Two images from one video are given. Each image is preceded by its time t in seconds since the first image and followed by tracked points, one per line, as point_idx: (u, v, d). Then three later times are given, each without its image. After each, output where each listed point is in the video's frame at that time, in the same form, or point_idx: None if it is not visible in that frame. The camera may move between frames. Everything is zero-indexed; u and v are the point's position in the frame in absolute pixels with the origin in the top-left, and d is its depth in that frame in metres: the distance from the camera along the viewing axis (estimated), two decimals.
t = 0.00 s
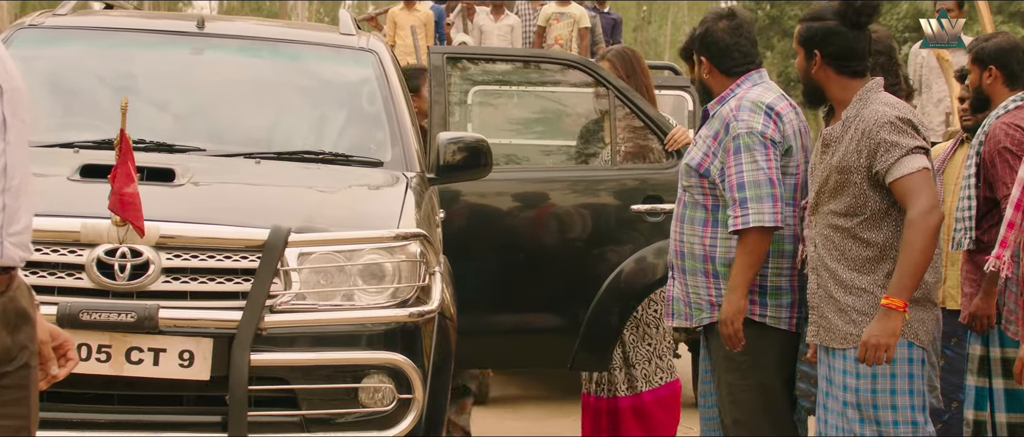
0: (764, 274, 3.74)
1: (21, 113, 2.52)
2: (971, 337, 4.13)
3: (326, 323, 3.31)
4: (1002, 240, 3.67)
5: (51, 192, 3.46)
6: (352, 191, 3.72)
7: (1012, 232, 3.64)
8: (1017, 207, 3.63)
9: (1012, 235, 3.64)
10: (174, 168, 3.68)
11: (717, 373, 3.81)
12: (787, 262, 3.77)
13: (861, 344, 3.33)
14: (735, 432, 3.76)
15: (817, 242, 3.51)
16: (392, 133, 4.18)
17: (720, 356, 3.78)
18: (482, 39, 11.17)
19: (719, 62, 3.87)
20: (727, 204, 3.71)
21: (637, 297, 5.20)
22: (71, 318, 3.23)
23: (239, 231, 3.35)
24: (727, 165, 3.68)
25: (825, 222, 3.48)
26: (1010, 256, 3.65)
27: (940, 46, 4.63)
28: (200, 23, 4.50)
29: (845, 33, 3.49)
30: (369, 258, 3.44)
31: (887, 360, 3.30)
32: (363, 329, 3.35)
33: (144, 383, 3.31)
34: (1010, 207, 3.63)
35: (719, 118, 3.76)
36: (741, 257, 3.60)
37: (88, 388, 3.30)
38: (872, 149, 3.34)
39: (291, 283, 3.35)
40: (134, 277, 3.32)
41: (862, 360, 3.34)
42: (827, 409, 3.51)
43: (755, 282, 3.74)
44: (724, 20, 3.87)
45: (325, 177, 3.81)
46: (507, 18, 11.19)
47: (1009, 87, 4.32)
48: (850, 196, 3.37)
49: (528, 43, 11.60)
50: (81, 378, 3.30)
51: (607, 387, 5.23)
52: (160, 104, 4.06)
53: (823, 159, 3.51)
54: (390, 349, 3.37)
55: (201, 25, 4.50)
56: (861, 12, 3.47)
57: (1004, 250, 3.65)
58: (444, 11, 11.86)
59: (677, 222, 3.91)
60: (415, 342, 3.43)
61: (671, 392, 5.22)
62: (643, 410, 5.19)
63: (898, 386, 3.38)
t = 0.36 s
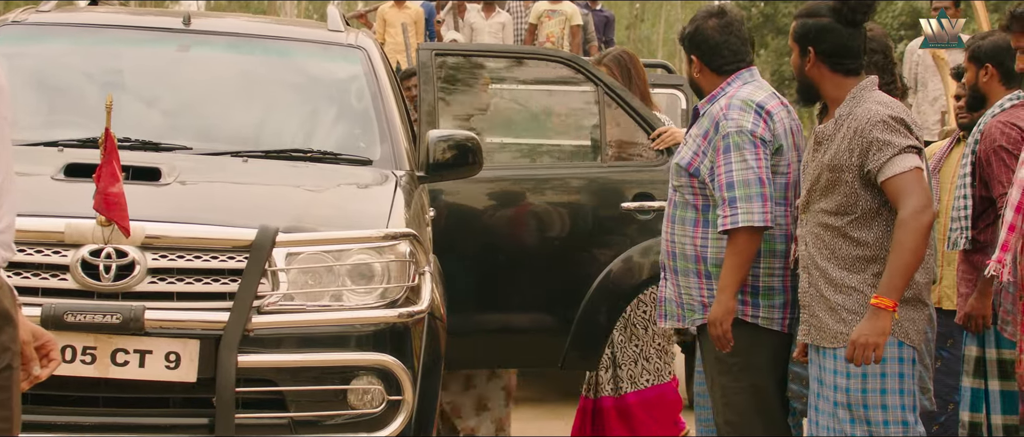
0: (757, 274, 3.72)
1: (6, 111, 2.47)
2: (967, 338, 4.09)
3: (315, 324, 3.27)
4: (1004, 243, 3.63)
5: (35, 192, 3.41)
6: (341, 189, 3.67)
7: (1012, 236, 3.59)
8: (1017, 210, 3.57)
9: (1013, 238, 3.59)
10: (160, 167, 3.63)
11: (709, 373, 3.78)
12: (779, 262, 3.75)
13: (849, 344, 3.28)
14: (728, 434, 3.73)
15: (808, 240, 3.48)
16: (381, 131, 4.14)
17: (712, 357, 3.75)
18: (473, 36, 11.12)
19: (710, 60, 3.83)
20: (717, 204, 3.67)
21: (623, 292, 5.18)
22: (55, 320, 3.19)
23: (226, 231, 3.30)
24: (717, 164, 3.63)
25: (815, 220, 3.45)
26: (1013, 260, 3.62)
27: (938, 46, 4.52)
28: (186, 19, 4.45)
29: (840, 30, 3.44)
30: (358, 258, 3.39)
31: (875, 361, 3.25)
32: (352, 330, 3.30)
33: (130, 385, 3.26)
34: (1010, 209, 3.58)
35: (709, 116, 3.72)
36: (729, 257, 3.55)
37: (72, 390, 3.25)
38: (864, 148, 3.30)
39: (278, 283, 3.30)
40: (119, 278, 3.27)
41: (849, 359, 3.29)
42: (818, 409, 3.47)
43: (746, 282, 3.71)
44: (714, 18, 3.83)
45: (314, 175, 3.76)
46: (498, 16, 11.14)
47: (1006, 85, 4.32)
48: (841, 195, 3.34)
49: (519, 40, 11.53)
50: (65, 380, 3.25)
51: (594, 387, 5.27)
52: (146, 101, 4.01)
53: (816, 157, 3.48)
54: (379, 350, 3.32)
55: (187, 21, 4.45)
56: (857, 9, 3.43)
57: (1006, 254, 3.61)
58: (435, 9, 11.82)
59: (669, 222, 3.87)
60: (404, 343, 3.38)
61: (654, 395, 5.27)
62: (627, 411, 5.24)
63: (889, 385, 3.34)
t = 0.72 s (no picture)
0: (745, 275, 3.71)
1: None
2: (955, 338, 4.09)
3: (303, 324, 3.26)
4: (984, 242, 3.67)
5: (21, 192, 3.39)
6: (329, 189, 3.66)
7: (993, 235, 3.65)
8: (998, 210, 3.64)
9: (993, 238, 3.65)
10: (147, 167, 3.61)
11: (698, 374, 3.78)
12: (767, 263, 3.73)
13: (836, 342, 3.27)
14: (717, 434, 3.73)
15: (797, 240, 3.48)
16: (370, 130, 4.12)
17: (701, 358, 3.75)
18: (462, 36, 11.11)
19: (699, 60, 3.83)
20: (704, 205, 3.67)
21: (602, 291, 5.25)
22: (42, 320, 3.17)
23: (213, 231, 3.29)
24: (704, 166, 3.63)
25: (805, 220, 3.45)
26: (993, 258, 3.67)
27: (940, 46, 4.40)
28: (173, 18, 4.44)
29: (828, 29, 3.44)
30: (346, 258, 3.38)
31: (861, 360, 3.23)
32: (341, 331, 3.29)
33: (116, 385, 3.25)
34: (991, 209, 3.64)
35: (696, 117, 3.72)
36: (715, 258, 3.54)
37: (59, 390, 3.24)
38: (851, 147, 3.29)
39: (266, 283, 3.28)
40: (106, 278, 3.26)
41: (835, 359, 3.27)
42: (806, 409, 3.47)
43: (735, 282, 3.71)
44: (703, 18, 3.82)
45: (302, 175, 3.75)
46: (486, 15, 11.13)
47: (993, 85, 4.31)
48: (829, 194, 3.34)
49: (508, 39, 11.52)
50: (52, 380, 3.23)
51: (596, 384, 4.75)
52: (133, 100, 4.00)
53: (805, 156, 3.48)
54: (367, 350, 3.31)
55: (175, 20, 4.43)
56: (846, 9, 3.43)
57: (986, 253, 3.66)
58: (423, 8, 11.81)
59: (658, 223, 3.87)
60: (393, 343, 3.37)
61: (657, 392, 4.68)
62: (624, 410, 4.68)
63: (876, 384, 3.33)
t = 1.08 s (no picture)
0: (744, 275, 3.71)
1: None
2: (953, 338, 4.08)
3: (301, 324, 3.26)
4: (967, 238, 3.55)
5: (19, 192, 3.39)
6: (327, 189, 3.66)
7: (977, 231, 3.51)
8: (983, 207, 3.48)
9: (977, 234, 3.51)
10: (144, 167, 3.61)
11: (696, 374, 3.78)
12: (766, 264, 3.73)
13: (834, 344, 3.27)
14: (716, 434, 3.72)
15: (791, 241, 3.48)
16: (368, 130, 4.12)
17: (699, 358, 3.75)
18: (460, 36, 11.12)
19: (699, 59, 3.84)
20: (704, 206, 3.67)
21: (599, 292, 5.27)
22: (40, 320, 3.17)
23: (212, 231, 3.29)
24: (703, 166, 3.63)
25: (799, 222, 3.45)
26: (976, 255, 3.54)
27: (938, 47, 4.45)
28: (171, 18, 4.44)
29: (819, 32, 3.45)
30: (344, 258, 3.38)
31: (860, 360, 3.23)
32: (339, 331, 3.29)
33: (114, 385, 3.25)
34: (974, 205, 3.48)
35: (696, 118, 3.72)
36: (714, 260, 3.55)
37: (57, 390, 3.24)
38: (844, 148, 3.30)
39: (264, 283, 3.28)
40: (104, 278, 3.26)
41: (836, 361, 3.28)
42: (803, 409, 3.47)
43: (733, 283, 3.71)
44: (703, 18, 3.82)
45: (301, 175, 3.75)
46: (484, 15, 11.13)
47: (990, 86, 4.32)
48: (822, 196, 3.34)
49: (506, 39, 11.52)
50: (50, 380, 3.23)
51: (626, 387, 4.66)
52: (131, 101, 4.00)
53: (797, 158, 3.48)
54: (365, 350, 3.31)
55: (173, 20, 4.43)
56: (835, 10, 3.43)
57: (969, 251, 3.54)
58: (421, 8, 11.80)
59: (657, 223, 3.88)
60: (391, 343, 3.37)
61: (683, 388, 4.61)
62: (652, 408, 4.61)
63: (873, 384, 3.33)
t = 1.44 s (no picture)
0: (746, 275, 3.71)
1: None
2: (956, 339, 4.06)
3: (303, 324, 3.26)
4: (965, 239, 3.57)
5: (21, 192, 3.39)
6: (328, 189, 3.66)
7: (973, 230, 3.53)
8: (979, 206, 3.48)
9: (972, 234, 3.52)
10: (146, 167, 3.62)
11: (698, 375, 3.78)
12: (769, 264, 3.73)
13: (835, 346, 3.27)
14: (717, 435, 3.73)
15: (788, 244, 3.47)
16: (370, 131, 4.12)
17: (700, 358, 3.76)
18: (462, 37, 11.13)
19: (701, 60, 3.84)
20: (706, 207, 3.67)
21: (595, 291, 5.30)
22: (41, 320, 3.17)
23: (214, 231, 3.29)
24: (706, 167, 3.63)
25: (796, 224, 3.43)
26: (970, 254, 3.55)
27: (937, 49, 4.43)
28: (173, 18, 4.44)
29: (807, 33, 3.43)
30: (346, 258, 3.38)
31: (861, 362, 3.24)
32: (340, 331, 3.29)
33: (116, 385, 3.25)
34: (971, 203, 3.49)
35: (699, 119, 3.72)
36: (717, 263, 3.54)
37: (58, 390, 3.24)
38: (838, 151, 3.29)
39: (265, 283, 3.28)
40: (105, 279, 3.25)
41: (838, 363, 3.28)
42: (804, 409, 3.47)
43: (736, 284, 3.71)
44: (706, 18, 3.82)
45: (302, 175, 3.75)
46: (486, 15, 11.11)
47: (992, 87, 4.33)
48: (818, 198, 3.32)
49: (508, 40, 11.51)
50: (51, 380, 3.23)
51: (628, 389, 5.16)
52: (133, 101, 4.00)
53: (791, 162, 3.46)
54: (367, 350, 3.31)
55: (174, 20, 4.43)
56: (823, 12, 3.42)
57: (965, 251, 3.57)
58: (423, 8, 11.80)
59: (659, 224, 3.88)
60: (392, 343, 3.37)
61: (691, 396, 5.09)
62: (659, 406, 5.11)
63: (873, 384, 3.32)
